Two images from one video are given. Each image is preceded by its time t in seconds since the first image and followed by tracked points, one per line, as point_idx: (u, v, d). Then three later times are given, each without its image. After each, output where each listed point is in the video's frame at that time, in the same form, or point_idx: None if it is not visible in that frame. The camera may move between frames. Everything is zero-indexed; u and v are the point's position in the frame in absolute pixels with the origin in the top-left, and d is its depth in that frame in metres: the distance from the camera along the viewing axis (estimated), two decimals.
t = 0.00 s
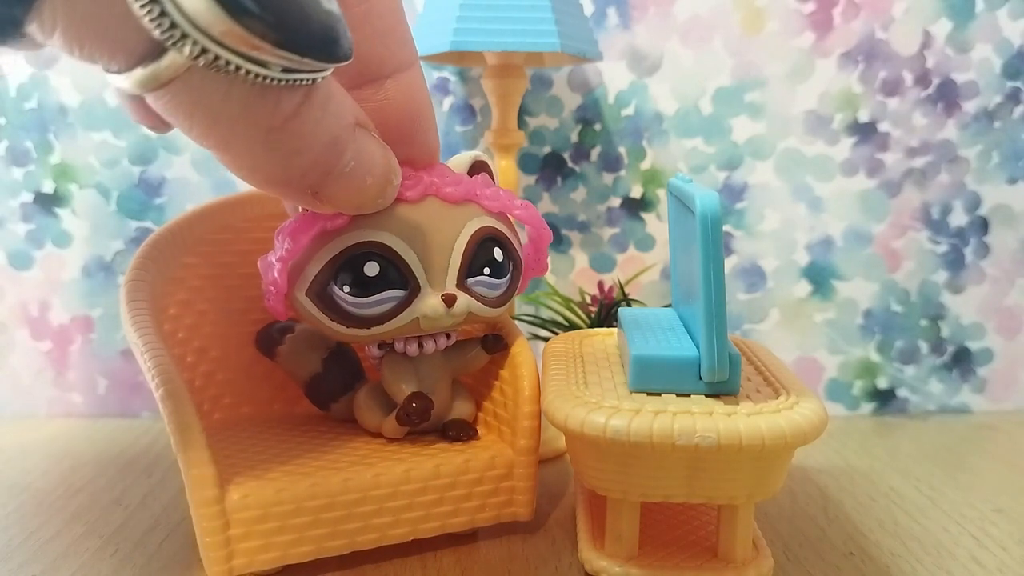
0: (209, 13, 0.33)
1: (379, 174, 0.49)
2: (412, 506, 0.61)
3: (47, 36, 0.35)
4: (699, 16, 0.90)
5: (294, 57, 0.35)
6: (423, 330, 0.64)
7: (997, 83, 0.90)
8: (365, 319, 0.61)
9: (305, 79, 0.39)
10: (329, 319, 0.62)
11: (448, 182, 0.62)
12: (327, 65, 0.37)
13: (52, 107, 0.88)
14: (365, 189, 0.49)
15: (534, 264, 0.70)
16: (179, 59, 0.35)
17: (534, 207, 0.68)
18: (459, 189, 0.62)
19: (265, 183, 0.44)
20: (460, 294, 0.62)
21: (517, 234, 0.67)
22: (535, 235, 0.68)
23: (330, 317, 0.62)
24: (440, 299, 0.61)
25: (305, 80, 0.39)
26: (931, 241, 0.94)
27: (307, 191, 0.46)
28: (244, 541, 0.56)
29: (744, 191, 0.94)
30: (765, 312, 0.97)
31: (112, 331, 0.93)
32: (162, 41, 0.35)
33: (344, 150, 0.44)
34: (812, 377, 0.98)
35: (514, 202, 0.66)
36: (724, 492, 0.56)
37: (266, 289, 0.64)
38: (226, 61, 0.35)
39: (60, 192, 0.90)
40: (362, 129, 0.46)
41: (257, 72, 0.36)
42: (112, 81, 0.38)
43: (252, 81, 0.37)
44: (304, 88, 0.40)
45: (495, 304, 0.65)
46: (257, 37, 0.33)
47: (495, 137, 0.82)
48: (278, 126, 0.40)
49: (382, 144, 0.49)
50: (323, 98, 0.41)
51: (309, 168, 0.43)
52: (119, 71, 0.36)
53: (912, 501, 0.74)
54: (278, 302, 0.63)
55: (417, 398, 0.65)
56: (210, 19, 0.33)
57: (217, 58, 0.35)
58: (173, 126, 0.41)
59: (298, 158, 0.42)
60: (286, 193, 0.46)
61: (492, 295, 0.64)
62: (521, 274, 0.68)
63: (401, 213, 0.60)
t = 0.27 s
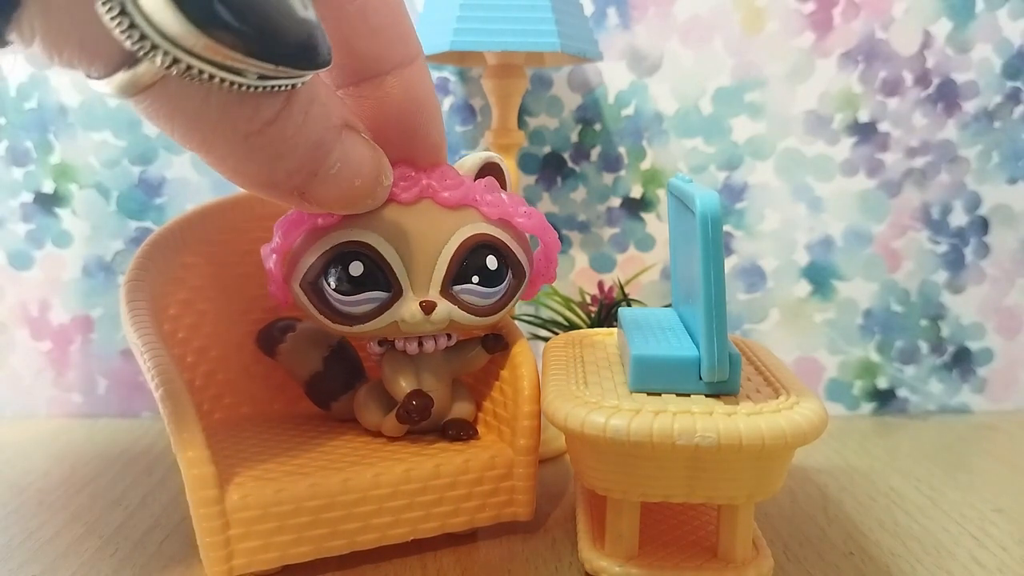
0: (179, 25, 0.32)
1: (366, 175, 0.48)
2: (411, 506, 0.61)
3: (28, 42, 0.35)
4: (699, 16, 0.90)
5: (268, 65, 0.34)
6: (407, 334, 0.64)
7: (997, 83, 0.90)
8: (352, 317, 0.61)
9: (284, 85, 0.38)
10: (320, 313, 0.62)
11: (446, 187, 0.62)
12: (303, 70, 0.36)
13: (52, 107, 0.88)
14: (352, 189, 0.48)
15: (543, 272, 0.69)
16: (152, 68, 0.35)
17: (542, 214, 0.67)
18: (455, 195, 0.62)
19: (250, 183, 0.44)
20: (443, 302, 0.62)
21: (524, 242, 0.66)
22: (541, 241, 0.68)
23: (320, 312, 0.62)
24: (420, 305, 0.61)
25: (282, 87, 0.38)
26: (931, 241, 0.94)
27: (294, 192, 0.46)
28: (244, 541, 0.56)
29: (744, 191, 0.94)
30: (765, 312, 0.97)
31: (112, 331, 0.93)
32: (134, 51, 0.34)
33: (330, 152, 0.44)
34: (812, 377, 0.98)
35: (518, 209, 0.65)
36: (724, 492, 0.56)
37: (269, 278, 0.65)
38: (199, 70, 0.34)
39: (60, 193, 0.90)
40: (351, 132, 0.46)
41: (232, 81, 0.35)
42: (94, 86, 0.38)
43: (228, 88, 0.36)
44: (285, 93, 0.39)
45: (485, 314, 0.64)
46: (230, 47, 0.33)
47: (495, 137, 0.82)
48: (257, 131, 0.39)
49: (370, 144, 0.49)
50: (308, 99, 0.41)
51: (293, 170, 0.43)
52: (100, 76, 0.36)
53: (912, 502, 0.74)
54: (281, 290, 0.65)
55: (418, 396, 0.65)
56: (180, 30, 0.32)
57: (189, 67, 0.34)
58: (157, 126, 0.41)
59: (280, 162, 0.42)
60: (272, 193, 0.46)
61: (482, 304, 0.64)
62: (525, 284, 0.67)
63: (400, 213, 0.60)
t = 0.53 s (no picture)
0: (193, 26, 0.32)
1: (375, 176, 0.48)
2: (411, 506, 0.61)
3: (38, 47, 0.35)
4: (699, 16, 0.90)
5: (281, 66, 0.34)
6: (418, 329, 0.63)
7: (997, 83, 0.90)
8: (361, 317, 0.61)
9: (298, 85, 0.38)
10: (325, 317, 0.62)
11: (444, 181, 0.62)
12: (317, 71, 0.36)
13: (52, 107, 0.88)
14: (360, 190, 0.49)
15: (536, 262, 0.70)
16: (166, 71, 0.35)
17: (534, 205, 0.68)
18: (455, 188, 0.62)
19: (260, 185, 0.44)
20: (455, 293, 0.62)
21: (517, 232, 0.67)
22: (536, 234, 0.68)
23: (326, 316, 0.62)
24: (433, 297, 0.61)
25: (296, 87, 0.38)
26: (931, 241, 0.94)
27: (303, 193, 0.46)
28: (244, 541, 0.56)
29: (744, 191, 0.94)
30: (765, 312, 0.97)
31: (112, 331, 0.93)
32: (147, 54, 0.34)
33: (340, 153, 0.44)
34: (811, 377, 0.98)
35: (512, 200, 0.66)
36: (724, 492, 0.56)
37: (267, 288, 0.65)
38: (213, 71, 0.34)
39: (60, 193, 0.90)
40: (360, 133, 0.46)
41: (246, 82, 0.35)
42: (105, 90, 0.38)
43: (242, 89, 0.36)
44: (299, 94, 0.39)
45: (492, 304, 0.65)
46: (244, 47, 0.33)
47: (495, 137, 0.82)
48: (273, 133, 0.40)
49: (375, 144, 0.49)
50: (320, 101, 0.41)
51: (304, 172, 0.43)
52: (112, 80, 0.36)
53: (912, 501, 0.74)
54: (280, 301, 0.64)
55: (418, 395, 0.65)
56: (194, 32, 0.32)
57: (202, 69, 0.34)
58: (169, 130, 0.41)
59: (294, 164, 0.42)
60: (281, 194, 0.46)
61: (489, 294, 0.64)
62: (522, 273, 0.68)
63: (400, 213, 0.60)
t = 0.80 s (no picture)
0: (176, 24, 0.32)
1: (364, 177, 0.48)
2: (411, 506, 0.61)
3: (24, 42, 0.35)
4: (699, 16, 0.90)
5: (266, 66, 0.34)
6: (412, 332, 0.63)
7: (997, 83, 0.90)
8: (354, 319, 0.62)
9: (284, 85, 0.37)
10: (320, 319, 0.62)
11: (440, 183, 0.62)
12: (302, 71, 0.36)
13: (52, 107, 0.88)
14: (349, 192, 0.49)
15: (539, 265, 0.70)
16: (150, 69, 0.35)
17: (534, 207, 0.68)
18: (450, 190, 0.62)
19: (249, 184, 0.44)
20: (447, 296, 0.62)
21: (517, 235, 0.66)
22: (536, 235, 0.68)
23: (321, 318, 0.62)
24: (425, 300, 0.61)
25: (282, 87, 0.38)
26: (931, 241, 0.94)
27: (293, 195, 0.46)
28: (243, 542, 0.56)
29: (744, 191, 0.94)
30: (765, 312, 0.97)
31: (112, 331, 0.93)
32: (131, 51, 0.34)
33: (328, 153, 0.44)
34: (812, 377, 0.98)
35: (511, 202, 0.66)
36: (724, 492, 0.56)
37: (265, 289, 0.65)
38: (196, 69, 0.34)
39: (60, 193, 0.90)
40: (348, 134, 0.46)
41: (230, 81, 0.35)
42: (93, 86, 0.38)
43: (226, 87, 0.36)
44: (286, 93, 0.39)
45: (490, 307, 0.65)
46: (227, 47, 0.33)
47: (495, 137, 0.82)
48: (258, 132, 0.39)
49: (367, 146, 0.49)
50: (308, 103, 0.40)
51: (291, 172, 0.43)
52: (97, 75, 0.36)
53: (912, 501, 0.74)
54: (277, 302, 0.65)
55: (413, 399, 0.65)
56: (178, 30, 0.32)
57: (186, 67, 0.34)
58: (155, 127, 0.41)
59: (281, 163, 0.42)
60: (270, 195, 0.46)
61: (485, 297, 0.64)
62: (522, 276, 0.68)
63: (400, 213, 0.60)
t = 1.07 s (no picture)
0: (174, 20, 0.32)
1: (363, 176, 0.48)
2: (411, 506, 0.61)
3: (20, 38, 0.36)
4: (699, 16, 0.90)
5: (259, 62, 0.34)
6: (414, 333, 0.63)
7: (997, 83, 0.90)
8: (357, 322, 0.61)
9: (276, 84, 0.37)
10: (321, 322, 0.62)
11: (441, 183, 0.61)
12: (293, 69, 0.36)
13: (52, 107, 0.88)
14: (348, 191, 0.48)
15: (536, 265, 0.70)
16: (145, 65, 0.35)
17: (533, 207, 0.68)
18: (451, 191, 0.61)
19: (246, 181, 0.44)
20: (449, 298, 0.62)
21: (516, 235, 0.67)
22: (535, 236, 0.68)
23: (322, 320, 0.62)
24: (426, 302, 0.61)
25: (273, 86, 0.38)
26: (931, 241, 0.94)
27: (291, 193, 0.46)
28: (243, 541, 0.56)
29: (744, 191, 0.94)
30: (765, 312, 0.97)
31: (112, 331, 0.93)
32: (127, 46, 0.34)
33: (322, 150, 0.43)
34: (812, 377, 0.98)
35: (511, 203, 0.66)
36: (724, 492, 0.56)
37: (263, 291, 0.65)
38: (191, 66, 0.34)
39: (60, 193, 0.90)
40: (344, 131, 0.45)
41: (224, 78, 0.35)
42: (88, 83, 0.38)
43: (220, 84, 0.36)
44: (274, 92, 0.38)
45: (491, 308, 0.65)
46: (223, 43, 0.33)
47: (495, 137, 0.82)
48: (246, 127, 0.39)
49: (366, 146, 0.49)
50: (298, 100, 0.40)
51: (286, 170, 0.43)
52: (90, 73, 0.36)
53: (911, 501, 0.74)
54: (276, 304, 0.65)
55: (413, 400, 0.64)
56: (175, 26, 0.32)
57: (182, 63, 0.34)
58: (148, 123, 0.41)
59: (274, 160, 0.42)
60: (268, 193, 0.46)
61: (486, 298, 0.64)
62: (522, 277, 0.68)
63: (399, 213, 0.60)
